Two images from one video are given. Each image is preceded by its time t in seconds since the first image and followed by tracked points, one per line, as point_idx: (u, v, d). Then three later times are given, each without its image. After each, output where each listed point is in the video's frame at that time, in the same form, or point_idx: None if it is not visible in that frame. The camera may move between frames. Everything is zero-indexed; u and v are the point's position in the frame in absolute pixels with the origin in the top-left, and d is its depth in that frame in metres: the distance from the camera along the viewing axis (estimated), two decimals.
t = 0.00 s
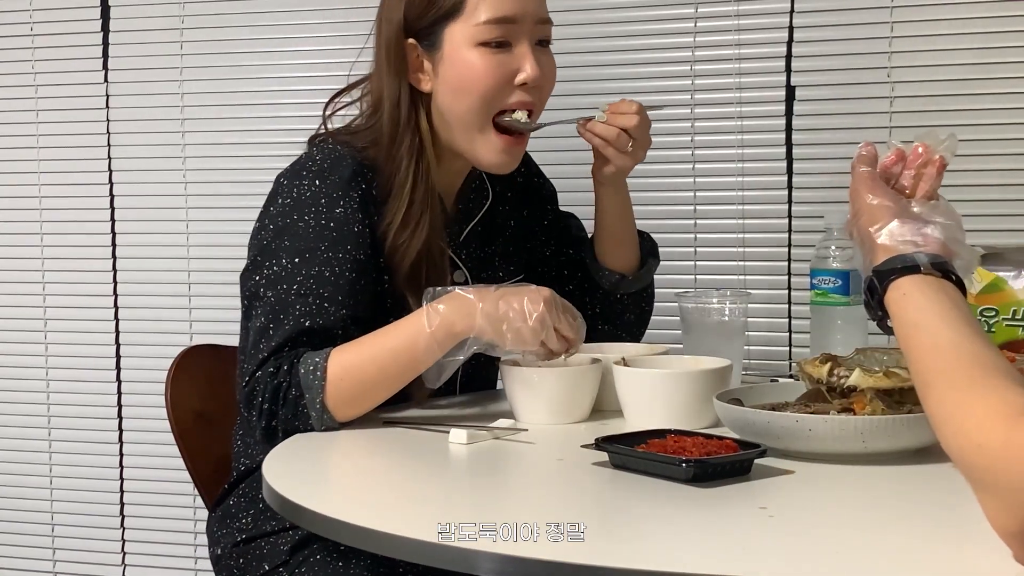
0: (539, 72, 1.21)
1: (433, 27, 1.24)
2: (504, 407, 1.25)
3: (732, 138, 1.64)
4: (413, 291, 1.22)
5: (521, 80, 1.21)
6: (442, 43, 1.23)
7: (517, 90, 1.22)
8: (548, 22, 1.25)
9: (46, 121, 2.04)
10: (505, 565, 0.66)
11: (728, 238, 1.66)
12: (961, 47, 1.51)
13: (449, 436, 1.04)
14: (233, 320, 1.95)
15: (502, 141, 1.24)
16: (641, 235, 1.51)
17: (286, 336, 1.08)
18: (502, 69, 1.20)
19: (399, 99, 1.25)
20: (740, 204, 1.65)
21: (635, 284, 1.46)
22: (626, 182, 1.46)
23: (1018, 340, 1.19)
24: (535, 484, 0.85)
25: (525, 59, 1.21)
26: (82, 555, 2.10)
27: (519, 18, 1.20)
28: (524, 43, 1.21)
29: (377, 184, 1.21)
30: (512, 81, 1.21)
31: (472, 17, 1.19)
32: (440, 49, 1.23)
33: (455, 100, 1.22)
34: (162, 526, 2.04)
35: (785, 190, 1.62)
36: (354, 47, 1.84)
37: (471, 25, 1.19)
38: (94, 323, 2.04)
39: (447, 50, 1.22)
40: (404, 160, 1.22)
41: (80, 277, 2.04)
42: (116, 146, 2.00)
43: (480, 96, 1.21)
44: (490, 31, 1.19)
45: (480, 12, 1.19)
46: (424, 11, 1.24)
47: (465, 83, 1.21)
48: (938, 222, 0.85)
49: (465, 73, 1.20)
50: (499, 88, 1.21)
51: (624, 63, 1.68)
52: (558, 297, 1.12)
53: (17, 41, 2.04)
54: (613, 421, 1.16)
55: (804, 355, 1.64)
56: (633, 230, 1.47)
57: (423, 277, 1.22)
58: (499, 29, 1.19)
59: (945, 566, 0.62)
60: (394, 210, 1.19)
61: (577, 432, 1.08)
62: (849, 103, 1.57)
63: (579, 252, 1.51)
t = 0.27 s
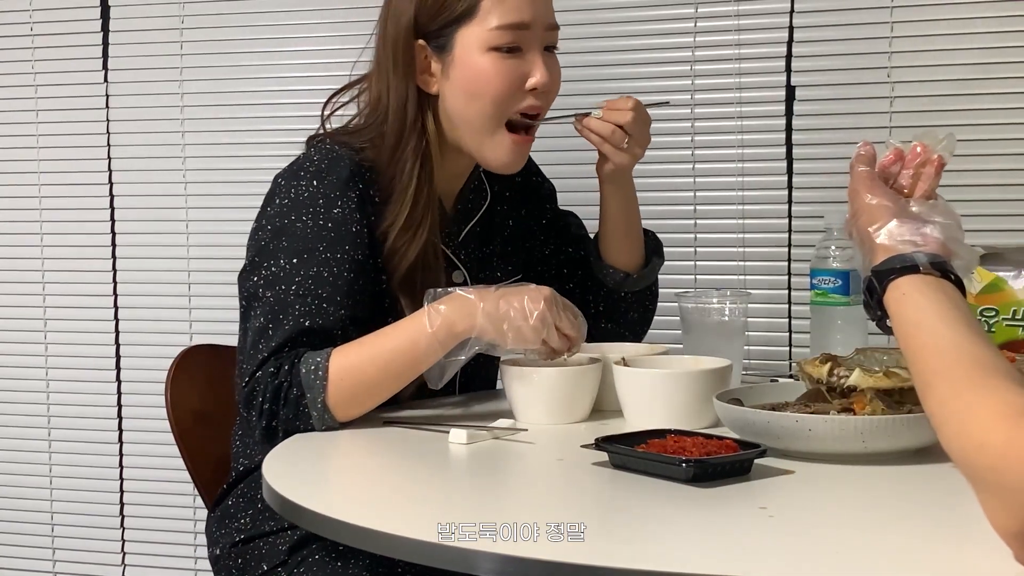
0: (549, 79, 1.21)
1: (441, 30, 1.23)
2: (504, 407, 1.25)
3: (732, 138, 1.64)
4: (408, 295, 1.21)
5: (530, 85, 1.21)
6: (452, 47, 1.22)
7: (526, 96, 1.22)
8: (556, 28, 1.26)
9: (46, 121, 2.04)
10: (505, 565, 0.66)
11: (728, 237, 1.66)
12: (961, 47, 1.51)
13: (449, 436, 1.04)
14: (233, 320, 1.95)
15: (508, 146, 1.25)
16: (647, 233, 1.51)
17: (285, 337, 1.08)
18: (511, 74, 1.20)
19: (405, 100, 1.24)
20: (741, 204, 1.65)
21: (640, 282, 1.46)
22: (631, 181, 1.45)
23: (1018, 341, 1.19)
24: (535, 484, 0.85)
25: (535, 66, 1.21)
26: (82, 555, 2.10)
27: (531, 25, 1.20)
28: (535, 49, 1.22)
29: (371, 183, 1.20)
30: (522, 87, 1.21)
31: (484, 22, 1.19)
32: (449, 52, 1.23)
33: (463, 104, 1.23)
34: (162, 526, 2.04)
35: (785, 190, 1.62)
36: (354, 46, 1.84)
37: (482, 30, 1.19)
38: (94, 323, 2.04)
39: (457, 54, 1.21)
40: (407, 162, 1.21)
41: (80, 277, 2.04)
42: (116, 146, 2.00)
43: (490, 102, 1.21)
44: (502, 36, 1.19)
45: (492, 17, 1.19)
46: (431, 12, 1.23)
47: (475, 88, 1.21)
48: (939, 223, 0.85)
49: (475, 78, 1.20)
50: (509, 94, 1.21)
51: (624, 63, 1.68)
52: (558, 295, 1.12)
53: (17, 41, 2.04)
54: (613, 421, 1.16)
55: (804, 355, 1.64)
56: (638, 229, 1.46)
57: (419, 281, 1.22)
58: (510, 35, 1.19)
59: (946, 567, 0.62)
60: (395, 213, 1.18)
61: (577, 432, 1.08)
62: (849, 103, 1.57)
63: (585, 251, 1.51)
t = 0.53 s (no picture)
0: (556, 89, 1.20)
1: (452, 32, 1.22)
2: (504, 407, 1.25)
3: (732, 138, 1.64)
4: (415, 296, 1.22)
5: (539, 92, 1.20)
6: (462, 51, 1.21)
7: (535, 103, 1.21)
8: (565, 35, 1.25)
9: (46, 121, 2.04)
10: (505, 565, 0.66)
11: (728, 237, 1.66)
12: (961, 47, 1.51)
13: (449, 436, 1.04)
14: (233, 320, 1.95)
15: (515, 151, 1.23)
16: (654, 231, 1.51)
17: (286, 337, 1.08)
18: (520, 80, 1.19)
19: (415, 100, 1.23)
20: (741, 204, 1.65)
21: (646, 280, 1.45)
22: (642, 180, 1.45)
23: (1017, 341, 1.19)
24: (535, 484, 0.85)
25: (543, 74, 1.20)
26: (81, 555, 2.10)
27: (543, 33, 1.19)
28: (543, 57, 1.21)
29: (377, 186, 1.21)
30: (529, 95, 1.20)
31: (495, 28, 1.18)
32: (458, 54, 1.21)
33: (470, 107, 1.22)
34: (162, 526, 2.04)
35: (785, 190, 1.62)
36: (354, 46, 1.84)
37: (493, 35, 1.18)
38: (93, 323, 2.04)
39: (467, 58, 1.20)
40: (415, 164, 1.21)
41: (80, 277, 2.04)
42: (116, 146, 2.00)
43: (496, 108, 1.20)
44: (513, 43, 1.18)
45: (502, 23, 1.18)
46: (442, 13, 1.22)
47: (481, 94, 1.20)
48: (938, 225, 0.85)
49: (483, 83, 1.19)
50: (515, 101, 1.20)
51: (624, 63, 1.68)
52: (559, 297, 1.12)
53: (16, 41, 2.04)
54: (614, 421, 1.16)
55: (804, 355, 1.64)
56: (645, 228, 1.46)
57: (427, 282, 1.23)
58: (521, 42, 1.18)
59: (946, 567, 0.62)
60: (405, 215, 1.19)
61: (577, 432, 1.08)
62: (849, 103, 1.57)
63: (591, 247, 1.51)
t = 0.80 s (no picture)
0: (555, 94, 1.22)
1: (455, 33, 1.21)
2: (504, 407, 1.25)
3: (732, 138, 1.64)
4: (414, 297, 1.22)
5: (538, 97, 1.21)
6: (465, 53, 1.21)
7: (534, 108, 1.21)
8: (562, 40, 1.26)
9: (46, 121, 2.04)
10: (505, 565, 0.66)
11: (728, 237, 1.66)
12: (961, 47, 1.51)
13: (449, 436, 1.04)
14: (233, 320, 1.95)
15: (513, 154, 1.23)
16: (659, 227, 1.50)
17: (286, 338, 1.08)
18: (521, 85, 1.20)
19: (416, 99, 1.22)
20: (741, 204, 1.65)
21: (651, 277, 1.45)
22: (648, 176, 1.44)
23: (1018, 340, 1.19)
24: (535, 484, 0.85)
25: (543, 79, 1.22)
26: (81, 555, 2.10)
27: (546, 41, 1.20)
28: (544, 61, 1.22)
29: (377, 187, 1.21)
30: (529, 99, 1.21)
31: (499, 31, 1.18)
32: (460, 56, 1.21)
33: (469, 110, 1.22)
34: (161, 526, 2.03)
35: (785, 190, 1.62)
36: (354, 46, 1.84)
37: (496, 39, 1.19)
38: (93, 323, 2.04)
39: (468, 60, 1.20)
40: (415, 164, 1.21)
41: (80, 277, 2.04)
42: (116, 146, 2.00)
43: (497, 111, 1.21)
44: (516, 48, 1.18)
45: (507, 28, 1.18)
46: (445, 12, 1.21)
47: (482, 97, 1.20)
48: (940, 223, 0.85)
49: (484, 86, 1.20)
50: (516, 105, 1.20)
51: (624, 63, 1.68)
52: (559, 297, 1.12)
53: (17, 41, 2.04)
54: (613, 421, 1.16)
55: (804, 355, 1.64)
56: (649, 224, 1.45)
57: (427, 282, 1.23)
58: (523, 48, 1.19)
59: (946, 567, 0.62)
60: (405, 215, 1.19)
61: (577, 432, 1.08)
62: (849, 103, 1.57)
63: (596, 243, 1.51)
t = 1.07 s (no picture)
0: (564, 91, 1.23)
1: (466, 29, 1.21)
2: (505, 407, 1.25)
3: (732, 138, 1.64)
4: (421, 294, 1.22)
5: (547, 95, 1.22)
6: (475, 50, 1.21)
7: (541, 105, 1.22)
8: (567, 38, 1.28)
9: (46, 121, 2.04)
10: (505, 565, 0.66)
11: (728, 237, 1.66)
12: (961, 47, 1.51)
13: (449, 436, 1.04)
14: (233, 320, 1.95)
15: (522, 151, 1.24)
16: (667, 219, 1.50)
17: (287, 339, 1.09)
18: (530, 82, 1.21)
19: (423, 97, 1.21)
20: (741, 204, 1.65)
21: (660, 271, 1.46)
22: (659, 171, 1.43)
23: (1018, 341, 1.19)
24: (535, 484, 0.85)
25: (553, 77, 1.23)
26: (81, 556, 2.10)
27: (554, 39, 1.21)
28: (552, 59, 1.23)
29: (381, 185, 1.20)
30: (539, 96, 1.22)
31: (510, 29, 1.19)
32: (472, 52, 1.21)
33: (479, 107, 1.22)
34: (161, 526, 2.04)
35: (785, 190, 1.62)
36: (354, 46, 1.84)
37: (507, 37, 1.19)
38: (93, 323, 2.04)
39: (479, 58, 1.21)
40: (425, 163, 1.21)
41: (80, 277, 2.04)
42: (116, 146, 2.00)
43: (508, 108, 1.21)
44: (526, 45, 1.19)
45: (518, 25, 1.19)
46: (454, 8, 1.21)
47: (494, 94, 1.21)
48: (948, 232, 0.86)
49: (494, 83, 1.20)
50: (527, 102, 1.21)
51: (625, 63, 1.69)
52: (559, 296, 1.11)
53: (17, 41, 2.04)
54: (614, 421, 1.16)
55: (804, 355, 1.64)
56: (659, 219, 1.45)
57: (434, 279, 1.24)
58: (534, 44, 1.20)
59: (946, 566, 0.62)
60: (415, 213, 1.20)
61: (578, 432, 1.08)
62: (849, 104, 1.57)
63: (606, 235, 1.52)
